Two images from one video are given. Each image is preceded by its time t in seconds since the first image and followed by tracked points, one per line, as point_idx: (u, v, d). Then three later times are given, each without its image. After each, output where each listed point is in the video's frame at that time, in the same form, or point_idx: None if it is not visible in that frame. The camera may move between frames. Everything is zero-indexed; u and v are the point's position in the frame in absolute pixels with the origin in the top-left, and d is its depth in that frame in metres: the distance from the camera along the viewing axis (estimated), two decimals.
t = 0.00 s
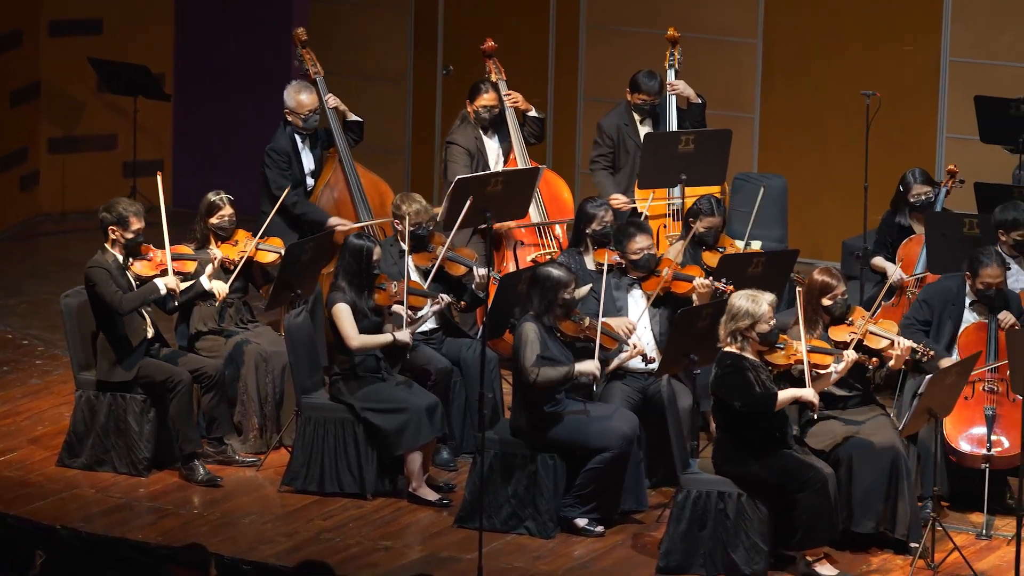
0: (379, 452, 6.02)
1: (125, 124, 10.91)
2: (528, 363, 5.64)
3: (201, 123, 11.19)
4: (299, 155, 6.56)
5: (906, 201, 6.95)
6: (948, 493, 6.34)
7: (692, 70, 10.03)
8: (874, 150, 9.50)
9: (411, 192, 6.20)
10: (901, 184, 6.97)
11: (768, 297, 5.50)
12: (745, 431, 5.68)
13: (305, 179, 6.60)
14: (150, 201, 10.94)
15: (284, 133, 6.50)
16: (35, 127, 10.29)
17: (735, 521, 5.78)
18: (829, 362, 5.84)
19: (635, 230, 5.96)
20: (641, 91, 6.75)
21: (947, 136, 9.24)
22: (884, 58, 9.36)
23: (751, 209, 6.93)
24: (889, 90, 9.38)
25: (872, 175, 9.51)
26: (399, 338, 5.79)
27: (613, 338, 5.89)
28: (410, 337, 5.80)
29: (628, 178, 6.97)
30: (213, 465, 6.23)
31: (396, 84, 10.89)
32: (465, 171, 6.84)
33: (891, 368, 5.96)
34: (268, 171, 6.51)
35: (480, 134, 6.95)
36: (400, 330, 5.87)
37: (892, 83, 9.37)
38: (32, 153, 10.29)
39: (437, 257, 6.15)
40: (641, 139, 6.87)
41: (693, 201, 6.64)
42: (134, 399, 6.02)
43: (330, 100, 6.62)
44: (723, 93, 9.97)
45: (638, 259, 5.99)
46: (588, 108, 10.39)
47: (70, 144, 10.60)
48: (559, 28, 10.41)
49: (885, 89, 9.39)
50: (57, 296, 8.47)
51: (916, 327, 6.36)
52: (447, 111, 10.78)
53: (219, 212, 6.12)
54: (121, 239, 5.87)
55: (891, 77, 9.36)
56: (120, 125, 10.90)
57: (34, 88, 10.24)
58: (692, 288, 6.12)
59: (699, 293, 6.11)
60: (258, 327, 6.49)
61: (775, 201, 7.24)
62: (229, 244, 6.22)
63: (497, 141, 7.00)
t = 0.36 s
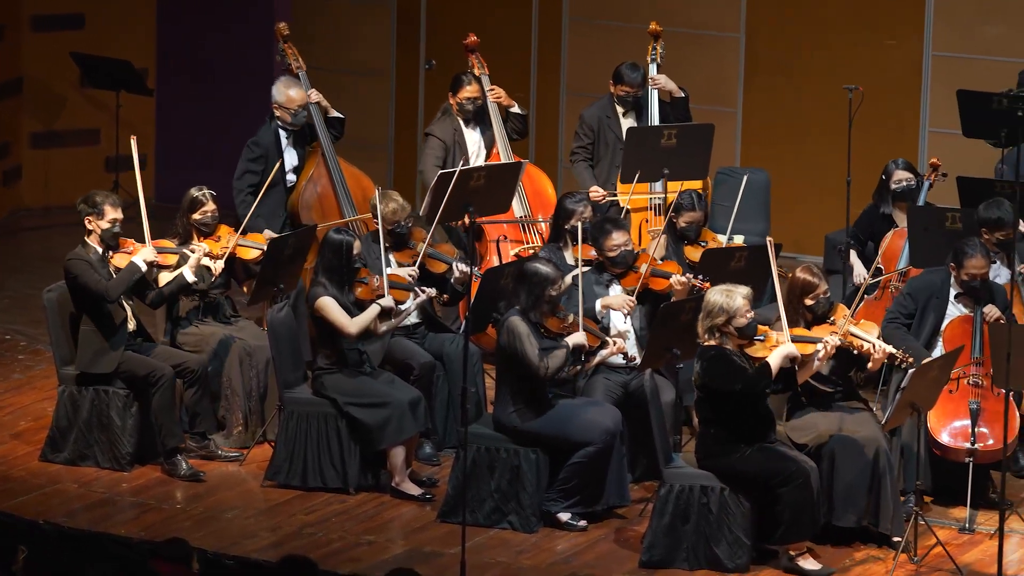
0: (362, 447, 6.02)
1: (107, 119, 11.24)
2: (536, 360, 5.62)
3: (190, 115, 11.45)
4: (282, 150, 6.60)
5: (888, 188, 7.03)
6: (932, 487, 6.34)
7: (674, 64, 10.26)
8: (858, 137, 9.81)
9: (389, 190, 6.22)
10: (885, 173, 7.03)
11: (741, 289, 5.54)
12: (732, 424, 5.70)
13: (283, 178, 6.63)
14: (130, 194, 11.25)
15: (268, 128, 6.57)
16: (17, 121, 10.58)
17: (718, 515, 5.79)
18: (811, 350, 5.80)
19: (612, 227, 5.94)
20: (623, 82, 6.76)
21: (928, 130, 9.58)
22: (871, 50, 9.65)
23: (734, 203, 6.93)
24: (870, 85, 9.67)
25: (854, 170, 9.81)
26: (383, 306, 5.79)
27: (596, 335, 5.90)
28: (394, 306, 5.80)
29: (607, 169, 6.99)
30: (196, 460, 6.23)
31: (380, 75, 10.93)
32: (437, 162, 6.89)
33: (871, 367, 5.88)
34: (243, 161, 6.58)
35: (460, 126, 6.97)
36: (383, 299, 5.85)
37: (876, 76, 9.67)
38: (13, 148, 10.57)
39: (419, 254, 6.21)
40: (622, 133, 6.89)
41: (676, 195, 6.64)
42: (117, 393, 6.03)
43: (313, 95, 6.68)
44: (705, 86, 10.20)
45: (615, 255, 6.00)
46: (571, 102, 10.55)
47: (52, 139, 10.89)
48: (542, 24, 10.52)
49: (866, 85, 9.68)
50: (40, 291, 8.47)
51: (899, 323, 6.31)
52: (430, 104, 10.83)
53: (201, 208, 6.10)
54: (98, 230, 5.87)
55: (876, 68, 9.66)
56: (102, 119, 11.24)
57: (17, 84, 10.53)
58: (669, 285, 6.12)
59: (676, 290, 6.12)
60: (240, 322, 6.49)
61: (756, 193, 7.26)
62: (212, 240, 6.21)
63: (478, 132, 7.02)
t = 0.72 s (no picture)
0: (343, 441, 6.02)
1: (87, 114, 11.30)
2: (494, 355, 5.65)
3: (174, 115, 11.46)
4: (258, 144, 6.63)
5: (866, 180, 6.98)
6: (913, 482, 6.35)
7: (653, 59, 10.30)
8: (838, 132, 9.78)
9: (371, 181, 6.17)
10: (861, 165, 7.01)
11: (727, 283, 5.43)
12: (714, 425, 5.69)
13: (262, 168, 6.67)
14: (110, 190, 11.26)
15: (243, 123, 6.58)
16: None
17: (698, 509, 5.79)
18: (792, 351, 5.78)
19: (595, 219, 5.98)
20: (602, 76, 6.74)
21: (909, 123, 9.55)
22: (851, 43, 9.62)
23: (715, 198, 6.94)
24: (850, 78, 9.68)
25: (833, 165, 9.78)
26: (363, 322, 5.80)
27: (576, 328, 5.90)
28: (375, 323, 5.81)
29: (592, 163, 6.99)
30: (176, 454, 6.23)
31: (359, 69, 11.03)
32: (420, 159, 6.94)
33: (851, 359, 5.84)
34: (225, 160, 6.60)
35: (438, 119, 7.01)
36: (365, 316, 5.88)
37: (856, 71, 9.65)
38: None
39: (400, 246, 6.17)
40: (603, 126, 6.90)
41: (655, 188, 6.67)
42: (97, 387, 6.02)
43: (292, 91, 6.69)
44: (682, 80, 10.29)
45: (598, 247, 6.00)
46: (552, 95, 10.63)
47: (31, 134, 10.99)
48: (521, 21, 10.66)
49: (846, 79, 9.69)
50: (19, 286, 8.49)
51: (883, 317, 6.33)
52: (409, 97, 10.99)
53: (184, 203, 6.10)
54: (83, 223, 5.85)
55: (856, 62, 9.64)
56: (82, 114, 11.29)
57: None
58: (651, 277, 6.12)
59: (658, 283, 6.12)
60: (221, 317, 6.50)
61: (738, 189, 7.24)
62: (194, 236, 6.21)
63: (456, 125, 7.08)
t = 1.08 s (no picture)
0: (324, 435, 6.02)
1: (69, 108, 11.26)
2: (490, 343, 5.61)
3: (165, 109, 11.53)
4: (237, 138, 6.62)
5: (847, 173, 6.97)
6: (895, 475, 6.35)
7: (634, 52, 10.36)
8: (818, 126, 9.81)
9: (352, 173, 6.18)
10: (841, 158, 6.99)
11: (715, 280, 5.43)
12: (695, 418, 5.68)
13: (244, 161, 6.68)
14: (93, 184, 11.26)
15: (222, 117, 6.57)
16: None
17: (680, 503, 5.80)
18: (774, 350, 5.69)
19: (582, 213, 5.96)
20: (583, 69, 6.82)
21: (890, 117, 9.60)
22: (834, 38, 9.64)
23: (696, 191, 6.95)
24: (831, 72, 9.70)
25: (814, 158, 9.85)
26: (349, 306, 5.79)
27: (557, 326, 5.92)
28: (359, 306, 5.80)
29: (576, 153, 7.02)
30: (158, 449, 6.24)
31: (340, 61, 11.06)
32: (405, 152, 6.97)
33: (838, 362, 5.79)
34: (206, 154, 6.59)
35: (420, 112, 7.05)
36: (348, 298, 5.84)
37: (838, 66, 9.67)
38: None
39: (381, 240, 6.19)
40: (585, 119, 6.93)
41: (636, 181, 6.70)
42: (79, 381, 6.03)
43: (274, 84, 6.70)
44: (664, 74, 10.29)
45: (584, 240, 6.00)
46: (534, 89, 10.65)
47: (12, 129, 10.89)
48: (504, 15, 10.65)
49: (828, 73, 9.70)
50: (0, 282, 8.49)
51: (868, 311, 6.27)
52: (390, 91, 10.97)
53: (168, 198, 6.07)
54: (67, 220, 5.84)
55: (837, 57, 9.67)
56: (64, 108, 11.24)
57: None
58: (637, 272, 6.12)
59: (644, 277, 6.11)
60: (202, 311, 6.51)
61: (718, 181, 7.26)
62: (177, 231, 6.18)
63: (438, 117, 7.12)
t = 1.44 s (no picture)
0: (303, 432, 6.02)
1: (49, 106, 10.95)
2: (467, 355, 5.60)
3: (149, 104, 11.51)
4: (220, 136, 6.61)
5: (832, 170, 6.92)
6: (873, 471, 6.37)
7: (613, 49, 10.45)
8: (797, 122, 9.96)
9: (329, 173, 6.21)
10: (827, 155, 6.94)
11: (700, 282, 5.42)
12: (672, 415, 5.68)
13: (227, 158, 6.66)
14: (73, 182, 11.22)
15: (204, 115, 6.56)
16: None
17: (660, 499, 5.79)
18: (754, 343, 5.75)
19: (558, 222, 5.85)
20: (564, 68, 6.83)
21: (869, 114, 9.72)
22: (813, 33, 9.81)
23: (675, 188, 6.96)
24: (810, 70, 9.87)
25: (794, 160, 9.98)
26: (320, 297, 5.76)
27: (535, 327, 5.84)
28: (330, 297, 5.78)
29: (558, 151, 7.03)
30: (137, 446, 6.26)
31: (317, 57, 10.92)
32: (390, 149, 6.99)
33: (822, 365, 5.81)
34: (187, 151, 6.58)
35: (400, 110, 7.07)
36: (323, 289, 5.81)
37: (817, 61, 9.84)
38: None
39: (360, 238, 6.16)
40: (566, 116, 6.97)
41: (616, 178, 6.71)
42: (58, 379, 6.02)
43: (253, 82, 6.71)
44: (647, 72, 10.38)
45: (564, 248, 5.93)
46: (512, 86, 10.80)
47: None
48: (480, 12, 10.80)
49: (807, 71, 9.87)
50: None
51: (853, 308, 6.20)
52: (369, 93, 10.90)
53: (149, 196, 6.05)
54: (51, 226, 5.82)
55: (815, 52, 9.84)
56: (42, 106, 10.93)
57: None
58: (621, 278, 6.14)
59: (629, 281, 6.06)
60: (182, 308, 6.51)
61: (696, 177, 7.28)
62: (157, 229, 6.15)
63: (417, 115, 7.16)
